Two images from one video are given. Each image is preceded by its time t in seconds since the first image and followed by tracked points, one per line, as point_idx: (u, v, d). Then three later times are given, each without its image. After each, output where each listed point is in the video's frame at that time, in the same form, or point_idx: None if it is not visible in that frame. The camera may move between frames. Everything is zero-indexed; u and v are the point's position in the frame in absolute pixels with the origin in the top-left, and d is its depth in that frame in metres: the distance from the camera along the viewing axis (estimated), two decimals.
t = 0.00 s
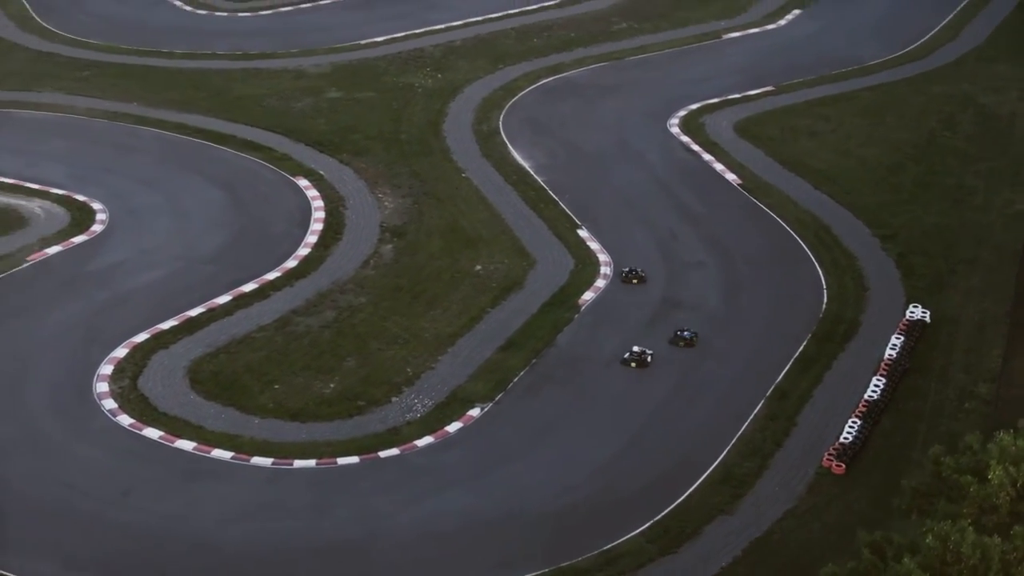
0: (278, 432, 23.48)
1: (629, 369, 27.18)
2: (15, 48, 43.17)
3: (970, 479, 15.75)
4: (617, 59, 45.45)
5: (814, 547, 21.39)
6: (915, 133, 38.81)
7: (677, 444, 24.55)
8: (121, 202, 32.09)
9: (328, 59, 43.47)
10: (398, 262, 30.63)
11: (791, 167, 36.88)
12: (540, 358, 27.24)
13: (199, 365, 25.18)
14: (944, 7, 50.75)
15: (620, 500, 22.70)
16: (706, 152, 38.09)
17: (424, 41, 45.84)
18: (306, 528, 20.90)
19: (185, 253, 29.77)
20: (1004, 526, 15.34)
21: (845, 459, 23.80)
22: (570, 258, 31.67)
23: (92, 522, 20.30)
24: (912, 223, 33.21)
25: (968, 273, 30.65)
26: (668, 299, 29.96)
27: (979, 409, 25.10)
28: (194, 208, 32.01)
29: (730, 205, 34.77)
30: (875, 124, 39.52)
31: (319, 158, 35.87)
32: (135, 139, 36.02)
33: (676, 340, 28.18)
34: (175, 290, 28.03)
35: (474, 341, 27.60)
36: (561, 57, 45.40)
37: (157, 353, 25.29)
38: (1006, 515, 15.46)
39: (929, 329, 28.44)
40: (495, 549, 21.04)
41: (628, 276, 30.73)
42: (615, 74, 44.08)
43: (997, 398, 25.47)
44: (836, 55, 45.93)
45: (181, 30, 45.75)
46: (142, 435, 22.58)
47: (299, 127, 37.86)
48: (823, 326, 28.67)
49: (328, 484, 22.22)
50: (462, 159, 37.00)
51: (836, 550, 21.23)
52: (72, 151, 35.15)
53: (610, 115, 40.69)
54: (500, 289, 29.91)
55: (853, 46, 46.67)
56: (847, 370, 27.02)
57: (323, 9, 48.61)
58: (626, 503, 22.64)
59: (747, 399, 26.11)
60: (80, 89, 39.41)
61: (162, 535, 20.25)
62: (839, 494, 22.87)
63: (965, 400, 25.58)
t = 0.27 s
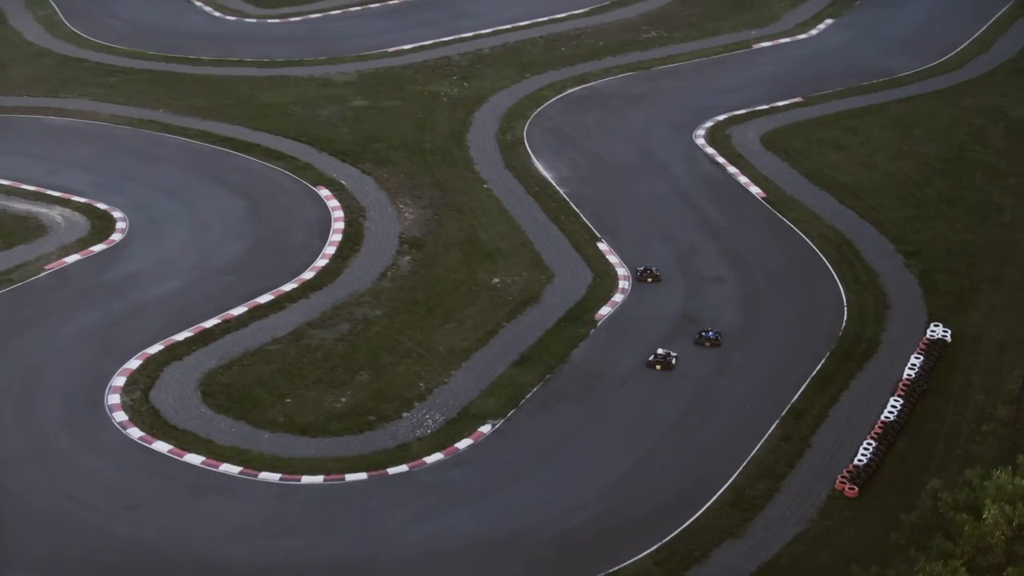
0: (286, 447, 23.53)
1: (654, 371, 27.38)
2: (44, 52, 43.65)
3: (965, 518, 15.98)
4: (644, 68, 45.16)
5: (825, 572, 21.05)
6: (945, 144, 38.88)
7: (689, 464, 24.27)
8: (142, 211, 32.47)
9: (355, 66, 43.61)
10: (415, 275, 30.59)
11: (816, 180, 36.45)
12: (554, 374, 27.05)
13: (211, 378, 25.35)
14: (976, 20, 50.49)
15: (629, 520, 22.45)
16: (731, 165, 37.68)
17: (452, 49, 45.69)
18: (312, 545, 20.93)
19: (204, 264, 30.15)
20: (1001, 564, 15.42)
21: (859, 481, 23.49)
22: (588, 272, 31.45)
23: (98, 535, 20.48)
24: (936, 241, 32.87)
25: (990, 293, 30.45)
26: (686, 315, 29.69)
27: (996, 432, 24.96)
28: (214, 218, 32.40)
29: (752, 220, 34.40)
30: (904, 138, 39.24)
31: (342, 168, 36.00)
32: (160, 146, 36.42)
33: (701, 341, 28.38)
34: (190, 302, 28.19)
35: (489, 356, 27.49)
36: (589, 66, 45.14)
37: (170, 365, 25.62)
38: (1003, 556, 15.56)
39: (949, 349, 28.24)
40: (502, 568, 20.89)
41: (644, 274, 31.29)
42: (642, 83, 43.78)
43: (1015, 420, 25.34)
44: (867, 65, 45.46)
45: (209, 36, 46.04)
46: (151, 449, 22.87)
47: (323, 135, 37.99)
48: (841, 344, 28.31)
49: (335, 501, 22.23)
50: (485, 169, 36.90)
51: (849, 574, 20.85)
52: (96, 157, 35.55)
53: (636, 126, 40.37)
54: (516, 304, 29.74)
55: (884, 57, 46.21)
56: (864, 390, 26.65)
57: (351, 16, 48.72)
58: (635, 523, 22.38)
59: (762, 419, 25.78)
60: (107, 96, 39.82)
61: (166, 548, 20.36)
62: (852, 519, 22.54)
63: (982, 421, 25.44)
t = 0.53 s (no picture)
0: (277, 466, 23.66)
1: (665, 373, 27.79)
2: (52, 60, 43.97)
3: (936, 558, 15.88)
4: (655, 79, 44.89)
5: None
6: (955, 157, 38.82)
7: (683, 486, 24.02)
8: (143, 223, 32.68)
9: (363, 76, 43.63)
10: (414, 290, 30.48)
11: (822, 196, 36.15)
12: (549, 393, 26.86)
13: (204, 395, 25.59)
14: (988, 36, 50.48)
15: (619, 543, 22.26)
16: (738, 179, 37.35)
17: (461, 60, 45.55)
18: (298, 567, 20.94)
19: (203, 276, 30.35)
20: None
21: (853, 507, 23.19)
22: (589, 288, 31.21)
23: (84, 556, 20.74)
24: (941, 259, 32.57)
25: (994, 313, 30.18)
26: (685, 333, 29.45)
27: (994, 457, 24.86)
28: (214, 229, 32.67)
29: (757, 235, 34.09)
30: (913, 153, 39.06)
31: (345, 180, 36.05)
32: (164, 157, 36.68)
33: (706, 339, 28.95)
34: (186, 316, 28.50)
35: (485, 374, 27.36)
36: (598, 77, 44.94)
37: (163, 380, 25.99)
38: None
39: (950, 370, 27.91)
40: None
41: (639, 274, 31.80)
42: (651, 95, 43.53)
43: (1014, 445, 25.22)
44: (878, 79, 45.32)
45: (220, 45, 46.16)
46: (140, 467, 23.22)
47: (328, 147, 38.08)
48: (841, 365, 28.00)
49: (323, 522, 22.22)
50: (489, 182, 36.78)
51: None
52: (100, 167, 35.76)
53: (644, 139, 40.09)
54: (515, 320, 29.56)
55: (896, 70, 46.13)
56: (863, 412, 26.34)
57: (361, 26, 48.80)
58: (625, 547, 22.19)
59: (758, 440, 25.50)
60: (114, 105, 40.08)
61: (151, 569, 20.61)
62: (845, 545, 22.26)
63: (981, 445, 25.32)
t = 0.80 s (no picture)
0: (254, 486, 23.83)
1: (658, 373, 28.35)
2: (48, 69, 44.26)
3: None
4: (652, 90, 44.70)
5: None
6: (951, 172, 38.55)
7: (662, 508, 23.86)
8: (130, 236, 33.38)
9: (359, 86, 43.59)
10: (401, 305, 30.41)
11: (816, 210, 35.91)
12: (532, 412, 26.71)
13: (183, 414, 25.96)
14: (990, 51, 50.23)
15: (595, 567, 22.13)
16: (731, 193, 37.11)
17: (458, 70, 45.36)
18: None
19: (189, 292, 30.69)
20: None
21: (834, 531, 22.96)
22: (576, 304, 31.04)
23: None
24: (933, 277, 32.31)
25: (986, 332, 29.88)
26: (672, 351, 29.27)
27: (979, 481, 24.58)
28: (201, 243, 33.12)
29: (748, 250, 33.89)
30: (910, 167, 38.77)
31: (336, 193, 36.06)
32: (155, 170, 36.97)
33: (696, 336, 29.72)
34: (168, 333, 29.03)
35: (468, 392, 27.23)
36: (596, 88, 44.74)
37: (143, 398, 26.48)
38: None
39: (938, 391, 27.63)
40: None
41: (627, 271, 32.54)
42: (648, 106, 43.31)
43: (1000, 469, 24.93)
44: (877, 91, 45.04)
45: (217, 54, 46.28)
46: (116, 486, 23.68)
47: (320, 159, 38.12)
48: (828, 384, 27.80)
49: (298, 545, 22.28)
50: (481, 194, 36.64)
51: None
52: (90, 181, 36.27)
53: (639, 151, 39.82)
54: (501, 336, 29.41)
55: (895, 83, 45.86)
56: (848, 434, 26.11)
57: (360, 36, 48.82)
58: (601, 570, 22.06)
59: (741, 462, 25.31)
60: (108, 116, 40.39)
61: None
62: (823, 571, 22.05)
63: (966, 469, 25.04)
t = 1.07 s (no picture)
0: (223, 505, 23.73)
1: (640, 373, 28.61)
2: (30, 78, 44.14)
3: None
4: (637, 100, 44.52)
5: None
6: (935, 184, 38.33)
7: (634, 527, 23.67)
8: (106, 248, 33.21)
9: (342, 95, 43.43)
10: (377, 320, 30.25)
11: (797, 223, 35.77)
12: (506, 429, 26.50)
13: (153, 431, 25.82)
14: (977, 59, 50.03)
15: None
16: (713, 205, 36.95)
17: (442, 79, 45.14)
18: None
19: (164, 305, 30.56)
20: None
21: (806, 551, 22.80)
22: (554, 318, 30.84)
23: None
24: (913, 290, 32.14)
25: (965, 347, 29.69)
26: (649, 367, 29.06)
27: (954, 499, 24.37)
28: (178, 256, 32.92)
29: (728, 263, 33.71)
30: (894, 179, 38.59)
31: (315, 204, 35.89)
32: (134, 181, 36.87)
33: (674, 333, 30.18)
34: (142, 347, 28.82)
35: (442, 408, 27.04)
36: (580, 97, 44.57)
37: (114, 414, 26.32)
38: None
39: (915, 407, 27.46)
40: None
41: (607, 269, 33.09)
42: (632, 116, 43.14)
43: (975, 487, 24.72)
44: (862, 100, 44.86)
45: (202, 64, 46.17)
46: (83, 505, 23.54)
47: (300, 169, 37.97)
48: (805, 401, 27.61)
49: (265, 567, 22.14)
50: (461, 206, 36.45)
51: None
52: (69, 191, 36.15)
53: (622, 163, 39.62)
54: (477, 351, 29.22)
55: (881, 92, 45.67)
56: (823, 451, 25.93)
57: (345, 43, 48.59)
58: None
59: (715, 480, 25.11)
60: (89, 125, 40.26)
61: None
62: None
63: (941, 487, 24.82)
